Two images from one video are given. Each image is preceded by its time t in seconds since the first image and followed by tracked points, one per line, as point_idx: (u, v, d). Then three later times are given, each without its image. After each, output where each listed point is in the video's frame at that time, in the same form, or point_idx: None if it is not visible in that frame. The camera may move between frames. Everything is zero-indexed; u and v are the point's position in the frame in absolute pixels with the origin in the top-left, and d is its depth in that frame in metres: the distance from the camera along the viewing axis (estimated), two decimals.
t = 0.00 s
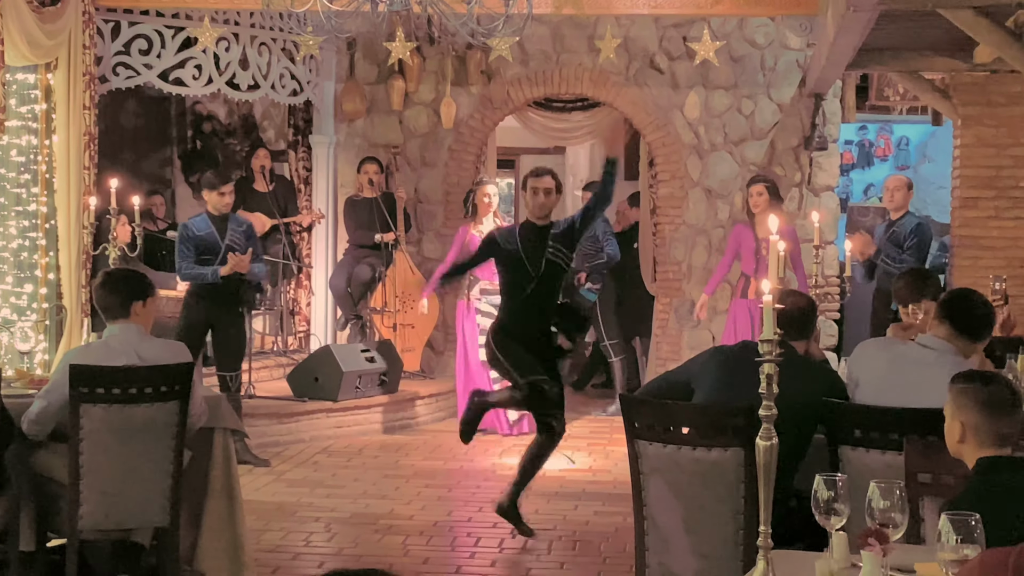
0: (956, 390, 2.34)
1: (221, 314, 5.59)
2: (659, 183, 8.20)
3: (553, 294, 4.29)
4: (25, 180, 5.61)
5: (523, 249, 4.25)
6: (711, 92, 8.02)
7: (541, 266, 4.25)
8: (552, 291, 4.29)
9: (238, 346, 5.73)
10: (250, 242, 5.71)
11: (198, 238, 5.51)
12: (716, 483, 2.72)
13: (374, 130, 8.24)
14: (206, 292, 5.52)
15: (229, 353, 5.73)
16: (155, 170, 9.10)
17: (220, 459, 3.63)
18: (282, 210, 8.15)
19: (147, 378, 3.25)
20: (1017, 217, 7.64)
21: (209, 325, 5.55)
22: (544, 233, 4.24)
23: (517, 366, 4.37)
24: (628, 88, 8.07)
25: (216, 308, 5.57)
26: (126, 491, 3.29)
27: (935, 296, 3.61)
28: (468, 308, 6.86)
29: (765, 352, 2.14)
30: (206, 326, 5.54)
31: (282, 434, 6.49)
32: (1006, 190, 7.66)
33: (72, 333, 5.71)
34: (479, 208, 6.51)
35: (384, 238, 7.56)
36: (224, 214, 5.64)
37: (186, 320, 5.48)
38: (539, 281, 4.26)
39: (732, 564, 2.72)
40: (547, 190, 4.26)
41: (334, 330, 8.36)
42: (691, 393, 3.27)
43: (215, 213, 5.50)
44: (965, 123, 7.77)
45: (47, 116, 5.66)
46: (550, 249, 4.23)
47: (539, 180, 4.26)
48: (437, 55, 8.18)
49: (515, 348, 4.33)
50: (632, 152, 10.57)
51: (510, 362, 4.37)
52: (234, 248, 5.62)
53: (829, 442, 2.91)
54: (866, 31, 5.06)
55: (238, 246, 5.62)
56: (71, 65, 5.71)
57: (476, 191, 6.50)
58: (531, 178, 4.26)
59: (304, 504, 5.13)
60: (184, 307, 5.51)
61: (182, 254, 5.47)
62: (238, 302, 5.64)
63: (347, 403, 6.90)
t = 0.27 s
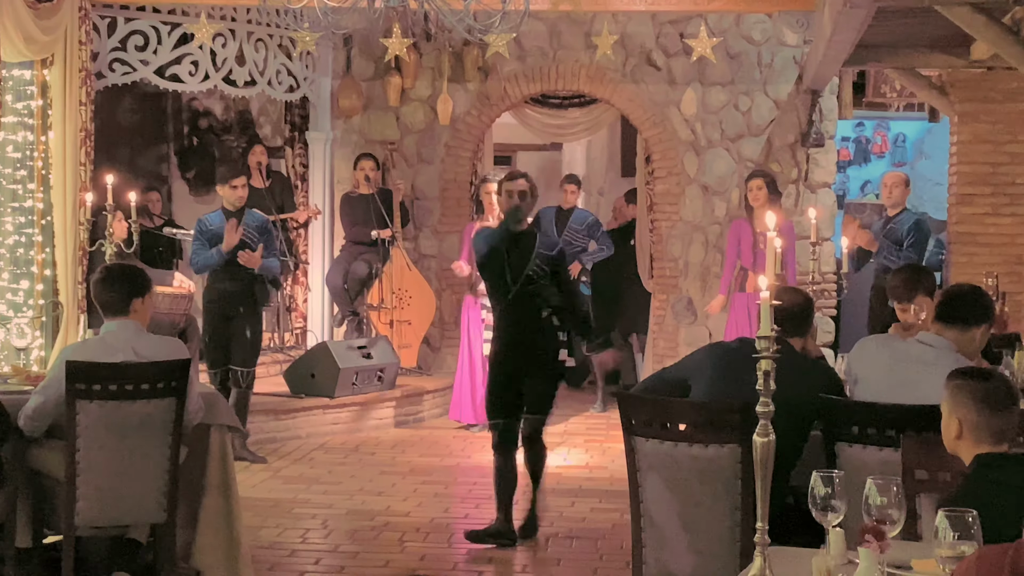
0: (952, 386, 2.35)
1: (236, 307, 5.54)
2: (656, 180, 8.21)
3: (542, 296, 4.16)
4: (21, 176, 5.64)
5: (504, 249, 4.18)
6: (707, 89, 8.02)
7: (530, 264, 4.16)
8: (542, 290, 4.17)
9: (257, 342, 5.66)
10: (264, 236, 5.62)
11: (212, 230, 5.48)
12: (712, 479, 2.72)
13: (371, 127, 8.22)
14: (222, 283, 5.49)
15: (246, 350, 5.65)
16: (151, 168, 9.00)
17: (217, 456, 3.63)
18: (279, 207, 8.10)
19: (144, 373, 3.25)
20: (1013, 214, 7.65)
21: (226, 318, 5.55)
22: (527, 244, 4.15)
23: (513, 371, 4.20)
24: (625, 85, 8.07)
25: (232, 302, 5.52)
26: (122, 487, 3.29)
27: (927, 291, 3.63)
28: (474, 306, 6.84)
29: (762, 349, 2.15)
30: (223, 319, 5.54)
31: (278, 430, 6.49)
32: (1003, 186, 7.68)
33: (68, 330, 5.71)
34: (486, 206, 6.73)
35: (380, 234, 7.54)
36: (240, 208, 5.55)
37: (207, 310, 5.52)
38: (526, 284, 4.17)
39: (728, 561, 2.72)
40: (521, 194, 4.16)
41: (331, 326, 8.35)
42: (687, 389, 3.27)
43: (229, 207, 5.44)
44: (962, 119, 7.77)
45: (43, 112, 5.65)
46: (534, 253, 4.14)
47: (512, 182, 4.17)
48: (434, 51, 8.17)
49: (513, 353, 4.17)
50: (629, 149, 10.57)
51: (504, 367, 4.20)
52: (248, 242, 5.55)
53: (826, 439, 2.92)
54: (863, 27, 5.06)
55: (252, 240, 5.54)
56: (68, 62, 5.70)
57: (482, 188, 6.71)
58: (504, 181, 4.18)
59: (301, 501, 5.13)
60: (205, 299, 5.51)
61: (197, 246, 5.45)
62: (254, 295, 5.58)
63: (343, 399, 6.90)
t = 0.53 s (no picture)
0: (948, 382, 2.35)
1: (241, 307, 5.52)
2: (651, 176, 8.21)
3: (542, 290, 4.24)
4: (16, 172, 5.62)
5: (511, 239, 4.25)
6: (702, 85, 8.02)
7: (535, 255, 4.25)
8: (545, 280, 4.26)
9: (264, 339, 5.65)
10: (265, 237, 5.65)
11: (215, 232, 5.50)
12: (707, 475, 2.73)
13: (365, 123, 8.21)
14: (224, 285, 5.48)
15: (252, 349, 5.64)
16: (146, 162, 9.02)
17: (211, 451, 3.62)
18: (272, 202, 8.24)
19: (138, 370, 3.24)
20: (1008, 210, 7.66)
21: (232, 319, 5.53)
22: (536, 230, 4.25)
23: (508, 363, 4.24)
24: (620, 81, 8.07)
25: (236, 302, 5.50)
26: (118, 484, 3.29)
27: (921, 287, 3.62)
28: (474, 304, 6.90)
29: (757, 345, 2.15)
30: (229, 320, 5.52)
31: (273, 426, 6.49)
32: (998, 183, 7.70)
33: (63, 325, 5.70)
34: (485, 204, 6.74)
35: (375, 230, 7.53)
36: (241, 209, 5.61)
37: (212, 314, 5.52)
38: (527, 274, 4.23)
39: (723, 556, 2.73)
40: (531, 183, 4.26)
41: (325, 323, 8.34)
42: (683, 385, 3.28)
43: (231, 207, 5.47)
44: (957, 116, 7.79)
45: (38, 108, 5.64)
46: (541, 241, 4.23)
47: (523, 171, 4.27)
48: (429, 47, 8.16)
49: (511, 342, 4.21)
50: (624, 145, 10.57)
51: (503, 358, 4.23)
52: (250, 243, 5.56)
53: (821, 435, 2.92)
54: (859, 23, 5.06)
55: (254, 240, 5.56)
56: (62, 57, 5.69)
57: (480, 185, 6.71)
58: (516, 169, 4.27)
59: (295, 497, 5.12)
60: (210, 302, 5.50)
61: (201, 251, 5.46)
62: (258, 295, 5.57)
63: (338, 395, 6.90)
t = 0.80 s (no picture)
0: (940, 378, 2.37)
1: (239, 300, 5.51)
2: (644, 172, 8.22)
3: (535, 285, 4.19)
4: (8, 167, 5.60)
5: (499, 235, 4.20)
6: (696, 81, 8.03)
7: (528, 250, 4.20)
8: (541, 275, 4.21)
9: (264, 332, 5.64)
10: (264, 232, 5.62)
11: (213, 225, 5.48)
12: (700, 471, 2.73)
13: (359, 118, 8.20)
14: (221, 279, 5.47)
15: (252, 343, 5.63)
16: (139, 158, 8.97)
17: (204, 447, 3.62)
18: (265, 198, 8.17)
19: (131, 364, 3.24)
20: (1000, 205, 7.68)
21: (230, 313, 5.53)
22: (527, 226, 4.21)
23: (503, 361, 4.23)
24: (613, 77, 8.07)
25: (233, 297, 5.50)
26: (111, 479, 3.28)
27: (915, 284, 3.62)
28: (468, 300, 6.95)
29: (750, 341, 2.16)
30: (227, 314, 5.52)
31: (266, 421, 6.49)
32: (990, 178, 7.72)
33: (55, 321, 5.69)
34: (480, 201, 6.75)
35: (368, 226, 7.52)
36: (240, 204, 5.61)
37: (209, 307, 5.51)
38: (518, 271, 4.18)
39: (716, 552, 2.74)
40: (520, 178, 4.25)
41: (318, 318, 8.34)
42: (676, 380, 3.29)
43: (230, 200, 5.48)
44: (950, 112, 7.81)
45: (30, 103, 5.62)
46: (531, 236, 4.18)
47: (512, 168, 4.27)
48: (422, 42, 8.15)
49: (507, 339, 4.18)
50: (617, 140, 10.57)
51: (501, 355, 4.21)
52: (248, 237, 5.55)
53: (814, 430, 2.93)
54: (852, 19, 5.07)
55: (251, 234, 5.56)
56: (54, 51, 5.67)
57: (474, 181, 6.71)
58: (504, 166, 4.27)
59: (288, 492, 5.13)
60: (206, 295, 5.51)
61: (198, 242, 5.44)
62: (256, 289, 5.56)
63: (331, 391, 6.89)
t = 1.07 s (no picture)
0: (931, 373, 2.38)
1: (235, 293, 5.50)
2: (636, 167, 8.23)
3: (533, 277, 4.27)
4: None
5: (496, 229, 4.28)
6: (687, 76, 8.04)
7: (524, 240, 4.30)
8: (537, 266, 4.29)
9: (256, 325, 5.65)
10: (258, 224, 5.61)
11: (208, 218, 5.46)
12: (692, 466, 2.74)
13: (350, 113, 8.20)
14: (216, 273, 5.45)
15: (247, 334, 5.65)
16: (130, 153, 8.96)
17: (194, 442, 3.61)
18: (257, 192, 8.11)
19: (122, 359, 3.24)
20: (991, 201, 7.70)
21: (225, 305, 5.52)
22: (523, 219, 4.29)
23: (500, 352, 4.28)
24: (605, 72, 8.08)
25: (229, 289, 5.47)
26: (102, 474, 3.27)
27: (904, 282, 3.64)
28: (461, 296, 6.93)
29: (742, 335, 2.16)
30: (221, 306, 5.51)
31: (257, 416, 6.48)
32: (981, 174, 7.75)
33: (46, 316, 5.68)
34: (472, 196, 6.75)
35: (360, 221, 7.51)
36: (235, 196, 5.58)
37: (204, 299, 5.49)
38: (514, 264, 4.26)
39: (707, 546, 2.75)
40: (515, 170, 4.30)
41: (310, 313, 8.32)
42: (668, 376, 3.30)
43: (224, 193, 5.45)
44: (941, 107, 7.84)
45: (21, 98, 5.60)
46: (530, 227, 4.28)
47: (506, 159, 4.30)
48: (414, 37, 8.14)
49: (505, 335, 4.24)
50: (609, 136, 10.56)
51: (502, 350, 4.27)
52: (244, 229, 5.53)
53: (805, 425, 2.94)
54: (844, 15, 5.08)
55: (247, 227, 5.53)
56: (45, 46, 5.65)
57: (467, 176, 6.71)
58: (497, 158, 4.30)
59: (279, 487, 5.12)
60: (202, 289, 5.47)
61: (192, 234, 5.43)
62: (251, 281, 5.54)
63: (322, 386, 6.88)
